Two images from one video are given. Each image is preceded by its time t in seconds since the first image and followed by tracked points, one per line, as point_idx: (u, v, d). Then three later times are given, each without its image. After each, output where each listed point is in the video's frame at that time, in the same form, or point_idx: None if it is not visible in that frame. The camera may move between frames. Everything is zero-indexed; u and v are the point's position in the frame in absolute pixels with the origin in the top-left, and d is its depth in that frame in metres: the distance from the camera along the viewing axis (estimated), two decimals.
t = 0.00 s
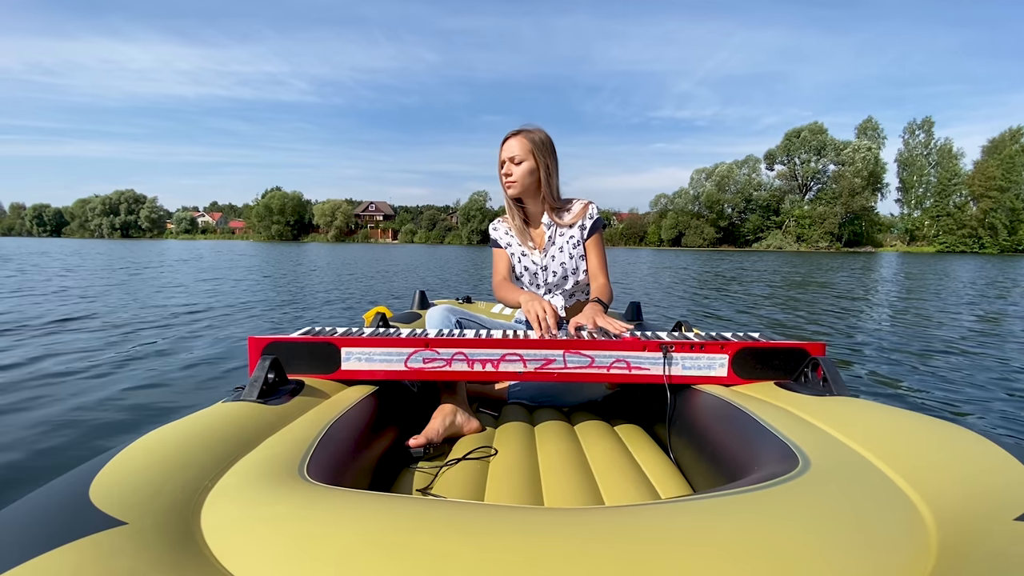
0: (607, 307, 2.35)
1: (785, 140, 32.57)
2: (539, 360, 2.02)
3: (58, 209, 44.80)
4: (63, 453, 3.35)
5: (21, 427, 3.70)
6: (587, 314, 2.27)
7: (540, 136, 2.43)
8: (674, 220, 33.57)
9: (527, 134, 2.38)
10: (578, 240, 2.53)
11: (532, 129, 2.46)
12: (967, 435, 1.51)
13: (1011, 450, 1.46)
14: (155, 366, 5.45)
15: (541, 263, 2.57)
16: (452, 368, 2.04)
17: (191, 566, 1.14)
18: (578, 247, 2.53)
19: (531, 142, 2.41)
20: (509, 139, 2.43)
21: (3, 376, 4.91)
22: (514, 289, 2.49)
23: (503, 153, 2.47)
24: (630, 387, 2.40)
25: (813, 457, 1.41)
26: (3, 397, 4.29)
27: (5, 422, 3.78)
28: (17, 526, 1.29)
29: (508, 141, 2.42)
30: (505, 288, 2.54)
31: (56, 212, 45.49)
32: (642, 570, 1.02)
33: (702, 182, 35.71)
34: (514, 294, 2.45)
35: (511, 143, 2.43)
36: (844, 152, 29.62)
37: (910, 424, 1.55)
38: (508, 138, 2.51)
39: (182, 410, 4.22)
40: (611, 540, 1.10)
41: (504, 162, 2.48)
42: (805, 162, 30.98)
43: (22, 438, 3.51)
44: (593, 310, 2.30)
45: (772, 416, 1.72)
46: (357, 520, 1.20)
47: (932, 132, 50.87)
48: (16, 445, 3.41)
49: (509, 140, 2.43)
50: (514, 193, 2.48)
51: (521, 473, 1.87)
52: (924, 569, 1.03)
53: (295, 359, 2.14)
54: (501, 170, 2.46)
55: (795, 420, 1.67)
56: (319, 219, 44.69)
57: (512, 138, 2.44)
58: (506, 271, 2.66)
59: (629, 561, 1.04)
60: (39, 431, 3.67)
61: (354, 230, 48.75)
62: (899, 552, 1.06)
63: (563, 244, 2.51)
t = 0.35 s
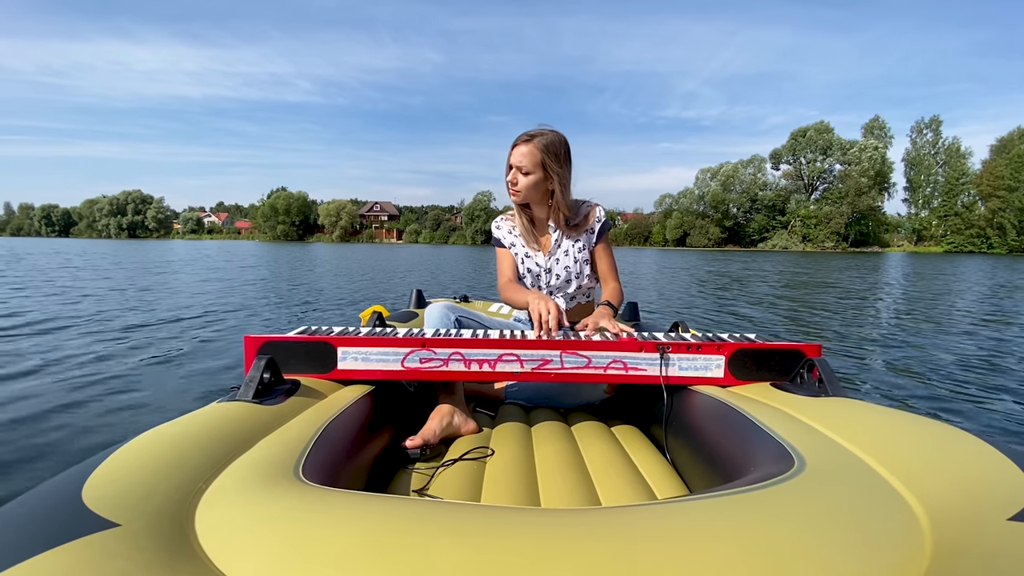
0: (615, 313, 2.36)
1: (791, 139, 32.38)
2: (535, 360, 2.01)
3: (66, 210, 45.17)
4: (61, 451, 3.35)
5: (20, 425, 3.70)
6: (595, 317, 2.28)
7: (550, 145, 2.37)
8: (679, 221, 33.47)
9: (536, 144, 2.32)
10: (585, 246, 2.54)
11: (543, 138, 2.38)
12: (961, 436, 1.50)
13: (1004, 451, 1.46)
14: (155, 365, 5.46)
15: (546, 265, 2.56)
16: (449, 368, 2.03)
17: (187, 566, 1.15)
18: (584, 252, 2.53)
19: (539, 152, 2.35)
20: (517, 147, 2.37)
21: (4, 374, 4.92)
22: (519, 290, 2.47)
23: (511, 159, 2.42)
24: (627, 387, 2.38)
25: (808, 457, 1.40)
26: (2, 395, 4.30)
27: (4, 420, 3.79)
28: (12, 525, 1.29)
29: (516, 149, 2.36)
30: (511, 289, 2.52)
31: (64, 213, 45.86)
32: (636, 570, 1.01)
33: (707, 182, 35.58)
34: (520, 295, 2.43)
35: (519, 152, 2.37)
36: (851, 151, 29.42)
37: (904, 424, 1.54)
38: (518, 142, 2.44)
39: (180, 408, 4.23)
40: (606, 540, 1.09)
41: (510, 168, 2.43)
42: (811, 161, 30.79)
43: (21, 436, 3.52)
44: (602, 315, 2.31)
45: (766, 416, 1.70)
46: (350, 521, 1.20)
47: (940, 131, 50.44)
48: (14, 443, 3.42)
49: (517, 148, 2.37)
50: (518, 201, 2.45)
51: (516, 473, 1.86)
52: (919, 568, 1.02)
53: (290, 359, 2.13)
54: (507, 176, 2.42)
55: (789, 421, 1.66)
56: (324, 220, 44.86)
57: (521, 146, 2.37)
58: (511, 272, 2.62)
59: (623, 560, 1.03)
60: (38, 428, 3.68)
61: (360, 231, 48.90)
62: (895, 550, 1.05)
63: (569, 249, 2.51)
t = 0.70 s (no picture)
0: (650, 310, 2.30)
1: (797, 138, 32.23)
2: (533, 360, 2.00)
3: (74, 210, 45.53)
4: (59, 449, 3.36)
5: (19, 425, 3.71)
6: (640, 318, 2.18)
7: (551, 144, 2.35)
8: (684, 220, 33.41)
9: (538, 144, 2.30)
10: (586, 249, 2.53)
11: (544, 138, 2.37)
12: (956, 434, 1.49)
13: (997, 449, 1.45)
14: (156, 365, 5.48)
15: (546, 267, 2.54)
16: (446, 369, 2.03)
17: (181, 568, 1.14)
18: (585, 255, 2.53)
19: (540, 151, 2.34)
20: (517, 148, 2.36)
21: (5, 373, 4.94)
22: (521, 294, 2.45)
23: (512, 160, 2.40)
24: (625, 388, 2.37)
25: (805, 457, 1.38)
26: (2, 393, 4.31)
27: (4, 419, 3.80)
28: (9, 526, 1.29)
29: (516, 150, 2.34)
30: (512, 294, 2.49)
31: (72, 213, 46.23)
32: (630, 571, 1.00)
33: (712, 182, 35.45)
34: (522, 301, 2.41)
35: (520, 153, 2.35)
36: (857, 151, 29.24)
37: (899, 423, 1.52)
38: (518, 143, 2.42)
39: (179, 407, 4.23)
40: (599, 540, 1.08)
41: (511, 169, 2.41)
42: (817, 161, 30.60)
43: (18, 434, 3.52)
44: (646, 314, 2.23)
45: (763, 416, 1.69)
46: (344, 521, 1.19)
47: (948, 130, 50.07)
48: (12, 441, 3.42)
49: (518, 149, 2.35)
50: (520, 202, 2.44)
51: (513, 473, 1.85)
52: (916, 567, 1.01)
53: (287, 359, 2.14)
54: (508, 177, 2.41)
55: (786, 421, 1.64)
56: (329, 220, 45.03)
57: (522, 147, 2.35)
58: (511, 274, 2.59)
59: (617, 560, 1.02)
60: (37, 427, 3.69)
61: (365, 231, 49.03)
62: (890, 550, 1.03)
63: (570, 252, 2.50)
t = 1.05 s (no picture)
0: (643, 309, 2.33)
1: (803, 138, 32.06)
2: (536, 360, 2.00)
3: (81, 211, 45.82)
4: (62, 449, 3.38)
5: (25, 425, 3.74)
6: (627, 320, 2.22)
7: (543, 133, 2.43)
8: (689, 221, 33.35)
9: (530, 132, 2.38)
10: (582, 246, 2.52)
11: (536, 129, 2.45)
12: (960, 435, 1.48)
13: (1002, 450, 1.44)
14: (159, 365, 5.50)
15: (543, 266, 2.54)
16: (448, 368, 2.03)
17: (185, 566, 1.15)
18: (581, 252, 2.52)
19: (532, 139, 2.41)
20: (510, 139, 2.44)
21: (11, 373, 4.98)
22: (520, 294, 2.44)
23: (505, 153, 2.47)
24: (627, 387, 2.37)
25: (808, 456, 1.37)
26: (8, 394, 4.34)
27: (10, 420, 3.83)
28: (13, 525, 1.30)
29: (509, 141, 2.42)
30: (511, 295, 2.49)
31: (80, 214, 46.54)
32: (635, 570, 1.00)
33: (717, 182, 35.30)
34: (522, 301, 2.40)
35: (513, 143, 2.43)
36: (864, 150, 29.05)
37: (904, 424, 1.51)
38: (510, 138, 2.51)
39: (182, 408, 4.25)
40: (600, 538, 1.08)
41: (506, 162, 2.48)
42: (823, 160, 30.40)
43: (23, 435, 3.55)
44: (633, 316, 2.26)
45: (767, 416, 1.68)
46: (349, 520, 1.20)
47: (957, 129, 49.65)
48: (17, 442, 3.44)
49: (510, 140, 2.43)
50: (516, 193, 2.48)
51: (516, 473, 1.85)
52: (918, 568, 1.00)
53: (291, 359, 2.14)
54: (502, 169, 2.46)
55: (790, 421, 1.63)
56: (334, 220, 45.16)
57: (515, 138, 2.43)
58: (509, 276, 2.60)
59: (618, 559, 1.02)
60: (42, 427, 3.71)
61: (369, 231, 49.10)
62: (894, 549, 1.03)
63: (566, 249, 2.49)
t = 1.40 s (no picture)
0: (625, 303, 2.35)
1: (809, 137, 31.91)
2: (539, 360, 2.01)
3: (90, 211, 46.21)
4: (65, 448, 3.38)
5: (28, 425, 3.74)
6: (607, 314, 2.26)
7: (524, 134, 2.45)
8: (694, 221, 33.24)
9: (514, 134, 2.39)
10: (576, 242, 2.53)
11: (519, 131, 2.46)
12: (964, 435, 1.47)
13: (1008, 450, 1.44)
14: (161, 365, 5.50)
15: (539, 263, 2.55)
16: (452, 368, 2.04)
17: (191, 564, 1.16)
18: (576, 248, 2.52)
19: (515, 140, 2.43)
20: (494, 143, 2.45)
21: (15, 372, 4.99)
22: (519, 294, 2.45)
23: (492, 159, 2.49)
24: (630, 386, 2.37)
25: (813, 456, 1.37)
26: (14, 393, 4.37)
27: (13, 419, 3.83)
28: (21, 524, 1.31)
29: (493, 145, 2.44)
30: (510, 295, 2.50)
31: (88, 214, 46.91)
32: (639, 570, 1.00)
33: (722, 182, 35.18)
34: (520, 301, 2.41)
35: (497, 148, 2.45)
36: (870, 150, 28.86)
37: (907, 423, 1.51)
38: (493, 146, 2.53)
39: (185, 408, 4.25)
40: (603, 538, 1.08)
41: (493, 166, 2.49)
42: (829, 160, 30.24)
43: (26, 435, 3.55)
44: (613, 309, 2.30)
45: (772, 415, 1.68)
46: (354, 519, 1.21)
47: (965, 128, 49.28)
48: (19, 441, 3.45)
49: (494, 144, 2.45)
50: (507, 195, 2.49)
51: (520, 473, 1.85)
52: (924, 568, 1.00)
53: (295, 359, 2.15)
54: (491, 173, 2.47)
55: (794, 420, 1.63)
56: (338, 220, 45.31)
57: (498, 142, 2.45)
58: (507, 276, 2.62)
59: (622, 559, 1.03)
60: (45, 427, 3.72)
61: (374, 231, 49.22)
62: (898, 550, 1.03)
63: (561, 245, 2.50)
